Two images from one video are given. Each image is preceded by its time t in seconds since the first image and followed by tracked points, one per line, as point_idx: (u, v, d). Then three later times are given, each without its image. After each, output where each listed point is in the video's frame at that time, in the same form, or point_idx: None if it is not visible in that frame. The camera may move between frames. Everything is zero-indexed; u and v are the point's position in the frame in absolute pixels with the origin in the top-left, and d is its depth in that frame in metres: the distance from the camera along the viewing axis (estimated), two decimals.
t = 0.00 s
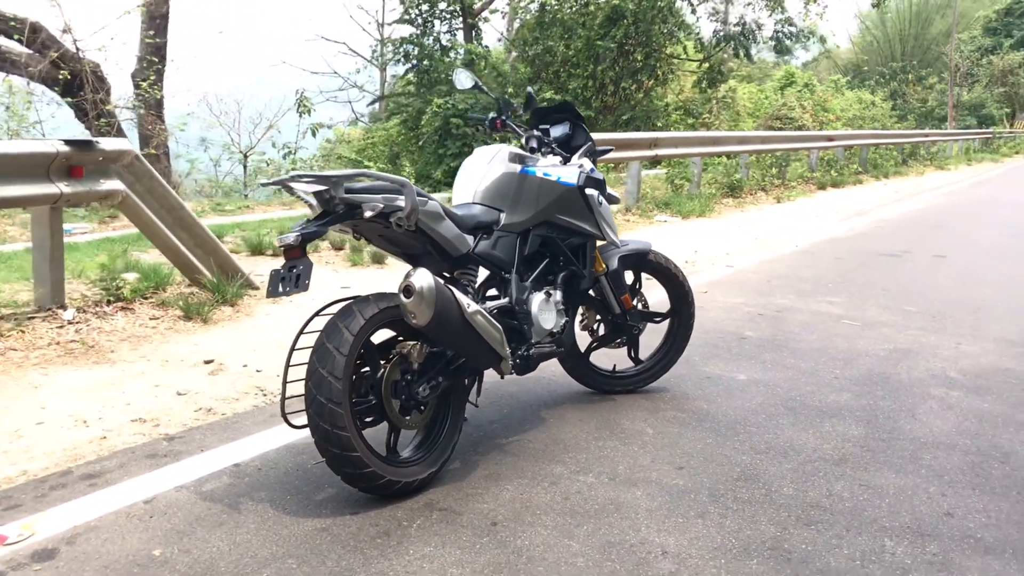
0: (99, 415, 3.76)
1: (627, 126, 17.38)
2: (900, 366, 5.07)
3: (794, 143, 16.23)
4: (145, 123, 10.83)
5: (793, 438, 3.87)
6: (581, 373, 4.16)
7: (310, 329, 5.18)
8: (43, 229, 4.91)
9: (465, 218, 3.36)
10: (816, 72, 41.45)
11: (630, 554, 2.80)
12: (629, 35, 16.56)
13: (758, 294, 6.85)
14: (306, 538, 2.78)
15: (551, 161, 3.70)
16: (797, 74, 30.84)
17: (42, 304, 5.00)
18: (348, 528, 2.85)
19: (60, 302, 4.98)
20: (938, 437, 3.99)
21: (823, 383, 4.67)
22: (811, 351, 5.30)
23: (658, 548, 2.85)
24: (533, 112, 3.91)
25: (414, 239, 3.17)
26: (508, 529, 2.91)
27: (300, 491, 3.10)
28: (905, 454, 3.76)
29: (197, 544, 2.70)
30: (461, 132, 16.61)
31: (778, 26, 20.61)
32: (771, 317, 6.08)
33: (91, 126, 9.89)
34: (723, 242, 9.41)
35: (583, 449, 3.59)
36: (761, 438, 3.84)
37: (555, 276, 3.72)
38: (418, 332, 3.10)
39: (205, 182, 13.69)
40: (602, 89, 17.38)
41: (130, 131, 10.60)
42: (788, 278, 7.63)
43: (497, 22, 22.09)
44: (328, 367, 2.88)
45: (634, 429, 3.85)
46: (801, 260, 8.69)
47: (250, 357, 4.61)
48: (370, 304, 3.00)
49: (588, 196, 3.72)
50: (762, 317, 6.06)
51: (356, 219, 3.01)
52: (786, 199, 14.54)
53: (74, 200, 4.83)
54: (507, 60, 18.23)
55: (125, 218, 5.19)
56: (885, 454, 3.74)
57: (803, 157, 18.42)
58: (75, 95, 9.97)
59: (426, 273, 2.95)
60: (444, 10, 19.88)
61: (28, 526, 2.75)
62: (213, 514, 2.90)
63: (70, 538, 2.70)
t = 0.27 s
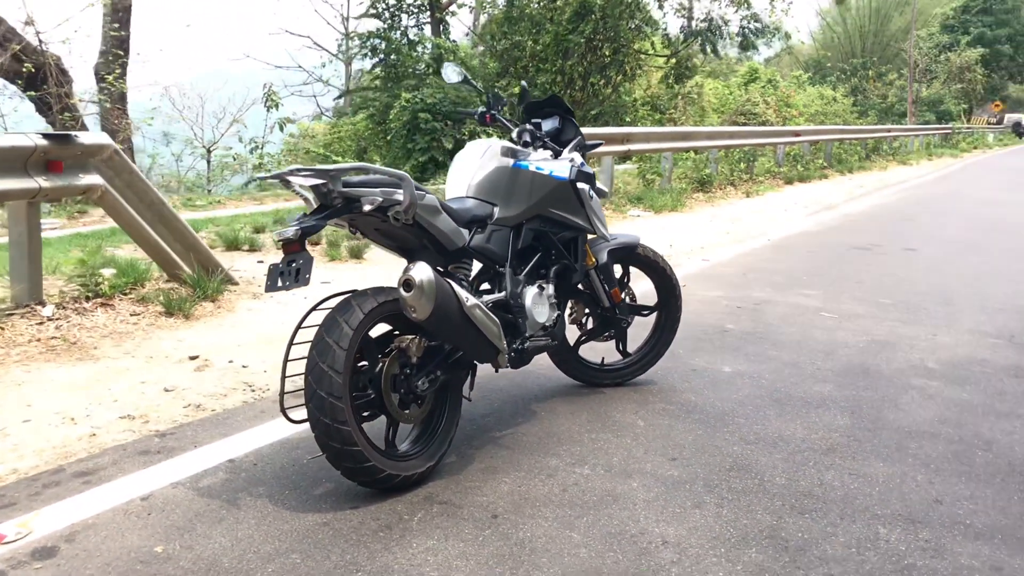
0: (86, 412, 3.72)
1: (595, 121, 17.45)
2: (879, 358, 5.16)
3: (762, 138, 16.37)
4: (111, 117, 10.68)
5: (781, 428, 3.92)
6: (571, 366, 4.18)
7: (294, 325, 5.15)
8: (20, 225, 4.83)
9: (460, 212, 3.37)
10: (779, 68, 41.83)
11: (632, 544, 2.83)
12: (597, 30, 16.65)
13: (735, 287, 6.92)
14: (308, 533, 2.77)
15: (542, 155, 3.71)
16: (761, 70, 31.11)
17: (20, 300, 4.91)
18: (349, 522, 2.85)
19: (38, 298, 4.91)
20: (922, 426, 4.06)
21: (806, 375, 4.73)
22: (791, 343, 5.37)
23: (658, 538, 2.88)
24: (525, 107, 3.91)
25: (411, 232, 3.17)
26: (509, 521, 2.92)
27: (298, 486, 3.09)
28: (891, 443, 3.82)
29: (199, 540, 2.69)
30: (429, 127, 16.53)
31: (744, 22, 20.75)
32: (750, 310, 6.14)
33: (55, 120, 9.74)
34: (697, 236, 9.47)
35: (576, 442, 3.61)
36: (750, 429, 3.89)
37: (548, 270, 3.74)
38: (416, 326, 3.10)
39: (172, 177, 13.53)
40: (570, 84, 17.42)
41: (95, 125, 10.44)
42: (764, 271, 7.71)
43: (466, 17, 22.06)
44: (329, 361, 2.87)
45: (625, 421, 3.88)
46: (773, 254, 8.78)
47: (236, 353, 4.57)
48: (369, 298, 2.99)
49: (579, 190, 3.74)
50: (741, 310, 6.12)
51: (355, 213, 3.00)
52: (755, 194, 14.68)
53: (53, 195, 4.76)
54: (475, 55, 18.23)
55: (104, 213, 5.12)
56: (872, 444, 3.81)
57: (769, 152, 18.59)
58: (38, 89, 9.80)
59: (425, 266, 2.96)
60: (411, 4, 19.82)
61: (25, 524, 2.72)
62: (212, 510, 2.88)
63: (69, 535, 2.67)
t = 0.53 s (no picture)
0: (73, 416, 3.67)
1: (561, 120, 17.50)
2: (857, 354, 5.24)
3: (727, 137, 16.53)
4: (73, 115, 10.49)
5: (769, 425, 3.97)
6: (559, 365, 4.20)
7: (277, 326, 5.11)
8: None
9: (455, 212, 3.37)
10: (738, 67, 42.21)
11: (635, 542, 2.85)
12: (562, 29, 16.70)
13: (711, 284, 6.99)
14: (312, 535, 2.76)
15: (534, 154, 3.72)
16: (721, 70, 31.39)
17: None
18: (353, 524, 2.85)
19: (15, 301, 4.81)
20: (905, 421, 4.14)
21: (788, 371, 4.80)
22: (771, 340, 5.43)
23: (660, 535, 2.91)
24: (515, 108, 3.92)
25: (409, 232, 3.17)
26: (512, 520, 2.93)
27: (298, 488, 3.08)
28: (877, 438, 3.89)
29: (203, 544, 2.67)
30: (394, 125, 16.45)
31: (707, 21, 20.90)
32: (728, 307, 6.20)
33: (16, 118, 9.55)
34: (668, 235, 9.55)
35: (570, 441, 3.63)
36: (739, 426, 3.93)
37: (540, 270, 3.75)
38: (416, 327, 3.10)
39: (135, 175, 13.34)
40: (536, 82, 17.44)
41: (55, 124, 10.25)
42: (737, 268, 7.79)
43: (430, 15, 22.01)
44: (331, 363, 2.86)
45: (616, 419, 3.91)
46: (744, 251, 8.87)
47: (219, 355, 4.53)
48: (369, 299, 2.99)
49: (571, 189, 3.76)
50: (719, 308, 6.19)
51: (354, 213, 2.99)
52: (721, 191, 14.82)
53: (30, 194, 4.66)
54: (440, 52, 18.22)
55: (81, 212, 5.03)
56: (858, 439, 3.87)
57: (733, 150, 18.77)
58: None
59: (426, 267, 2.96)
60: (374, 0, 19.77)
61: (23, 531, 2.69)
62: (213, 514, 2.86)
63: (70, 542, 2.64)
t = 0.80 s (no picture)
0: (63, 424, 3.62)
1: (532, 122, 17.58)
2: (839, 355, 5.32)
3: (698, 139, 16.67)
4: (41, 117, 10.36)
5: (760, 426, 4.01)
6: (551, 368, 4.21)
7: (263, 331, 5.08)
8: None
9: (452, 217, 3.37)
10: (705, 69, 42.59)
11: (638, 544, 2.87)
12: (533, 32, 16.82)
13: (691, 286, 7.05)
14: (316, 543, 2.75)
15: (528, 157, 3.74)
16: (688, 73, 31.60)
17: None
18: (356, 530, 2.84)
19: None
20: (891, 421, 4.21)
21: (774, 372, 4.86)
22: (754, 341, 5.49)
23: (662, 537, 2.93)
24: (514, 110, 3.89)
25: (408, 238, 3.16)
26: (515, 524, 2.94)
27: (298, 494, 3.06)
28: (865, 438, 3.95)
29: (207, 553, 2.65)
30: (366, 126, 16.37)
31: (676, 24, 21.01)
32: (710, 309, 6.26)
33: None
34: (645, 236, 9.62)
35: (566, 444, 3.64)
36: (730, 427, 3.97)
37: (534, 273, 3.76)
38: (416, 332, 3.09)
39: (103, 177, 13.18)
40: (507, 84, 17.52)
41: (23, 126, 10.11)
42: (715, 270, 7.87)
43: (400, 17, 21.95)
44: (333, 368, 2.85)
45: (610, 422, 3.93)
46: (721, 253, 8.95)
47: (207, 361, 4.49)
48: (371, 304, 2.98)
49: (564, 193, 3.78)
50: (701, 309, 6.24)
51: (356, 219, 2.99)
52: (693, 193, 14.95)
53: (13, 200, 4.59)
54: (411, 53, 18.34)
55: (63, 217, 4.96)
56: (848, 439, 3.93)
57: (704, 152, 18.88)
58: None
59: (428, 272, 2.96)
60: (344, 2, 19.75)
61: (23, 541, 2.65)
62: (215, 522, 2.84)
63: (72, 552, 2.61)
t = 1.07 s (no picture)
0: (54, 431, 3.57)
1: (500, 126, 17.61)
2: (821, 358, 5.39)
3: (667, 144, 16.80)
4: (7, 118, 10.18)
5: (750, 429, 4.06)
6: (543, 373, 4.23)
7: (248, 335, 5.05)
8: None
9: (451, 222, 3.38)
10: (668, 75, 42.89)
11: (642, 548, 2.90)
12: (502, 36, 16.95)
13: (670, 290, 7.11)
14: (322, 549, 2.75)
15: (523, 162, 3.75)
16: (652, 78, 31.80)
17: None
18: (362, 536, 2.84)
19: None
20: (876, 423, 4.28)
21: (759, 376, 4.91)
22: (736, 345, 5.55)
23: (665, 540, 2.96)
24: (512, 116, 3.92)
25: (409, 243, 3.16)
26: (519, 529, 2.95)
27: (300, 501, 3.05)
28: (853, 441, 4.01)
29: (215, 561, 2.63)
30: (334, 130, 16.11)
31: (644, 30, 21.19)
32: (691, 313, 6.32)
33: None
34: (620, 240, 9.68)
35: (562, 448, 3.66)
36: (721, 430, 4.02)
37: (529, 279, 3.78)
38: (418, 338, 3.10)
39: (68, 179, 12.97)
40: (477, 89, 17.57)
41: None
42: (692, 274, 7.94)
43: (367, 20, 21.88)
44: (338, 374, 2.85)
45: (603, 426, 3.95)
46: (696, 257, 9.03)
47: (195, 366, 4.46)
48: (375, 309, 2.98)
49: (558, 199, 3.80)
50: (682, 313, 6.30)
51: (359, 224, 2.98)
52: (663, 198, 15.06)
53: None
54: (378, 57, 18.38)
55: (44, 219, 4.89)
56: (836, 441, 3.99)
57: (671, 157, 19.03)
58: None
59: (432, 278, 2.96)
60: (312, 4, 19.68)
61: (25, 551, 2.61)
62: (219, 530, 2.82)
63: (77, 562, 2.58)
